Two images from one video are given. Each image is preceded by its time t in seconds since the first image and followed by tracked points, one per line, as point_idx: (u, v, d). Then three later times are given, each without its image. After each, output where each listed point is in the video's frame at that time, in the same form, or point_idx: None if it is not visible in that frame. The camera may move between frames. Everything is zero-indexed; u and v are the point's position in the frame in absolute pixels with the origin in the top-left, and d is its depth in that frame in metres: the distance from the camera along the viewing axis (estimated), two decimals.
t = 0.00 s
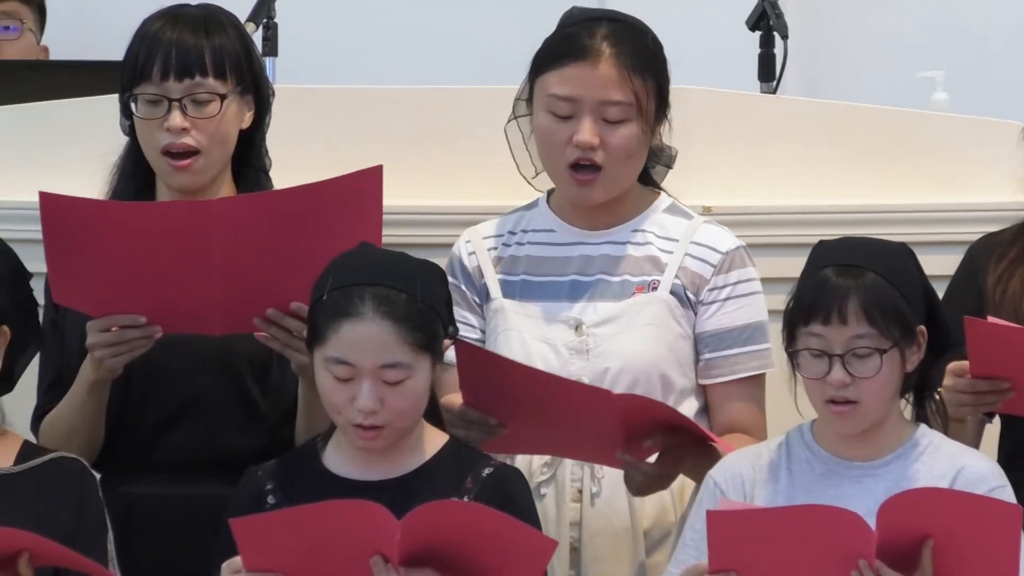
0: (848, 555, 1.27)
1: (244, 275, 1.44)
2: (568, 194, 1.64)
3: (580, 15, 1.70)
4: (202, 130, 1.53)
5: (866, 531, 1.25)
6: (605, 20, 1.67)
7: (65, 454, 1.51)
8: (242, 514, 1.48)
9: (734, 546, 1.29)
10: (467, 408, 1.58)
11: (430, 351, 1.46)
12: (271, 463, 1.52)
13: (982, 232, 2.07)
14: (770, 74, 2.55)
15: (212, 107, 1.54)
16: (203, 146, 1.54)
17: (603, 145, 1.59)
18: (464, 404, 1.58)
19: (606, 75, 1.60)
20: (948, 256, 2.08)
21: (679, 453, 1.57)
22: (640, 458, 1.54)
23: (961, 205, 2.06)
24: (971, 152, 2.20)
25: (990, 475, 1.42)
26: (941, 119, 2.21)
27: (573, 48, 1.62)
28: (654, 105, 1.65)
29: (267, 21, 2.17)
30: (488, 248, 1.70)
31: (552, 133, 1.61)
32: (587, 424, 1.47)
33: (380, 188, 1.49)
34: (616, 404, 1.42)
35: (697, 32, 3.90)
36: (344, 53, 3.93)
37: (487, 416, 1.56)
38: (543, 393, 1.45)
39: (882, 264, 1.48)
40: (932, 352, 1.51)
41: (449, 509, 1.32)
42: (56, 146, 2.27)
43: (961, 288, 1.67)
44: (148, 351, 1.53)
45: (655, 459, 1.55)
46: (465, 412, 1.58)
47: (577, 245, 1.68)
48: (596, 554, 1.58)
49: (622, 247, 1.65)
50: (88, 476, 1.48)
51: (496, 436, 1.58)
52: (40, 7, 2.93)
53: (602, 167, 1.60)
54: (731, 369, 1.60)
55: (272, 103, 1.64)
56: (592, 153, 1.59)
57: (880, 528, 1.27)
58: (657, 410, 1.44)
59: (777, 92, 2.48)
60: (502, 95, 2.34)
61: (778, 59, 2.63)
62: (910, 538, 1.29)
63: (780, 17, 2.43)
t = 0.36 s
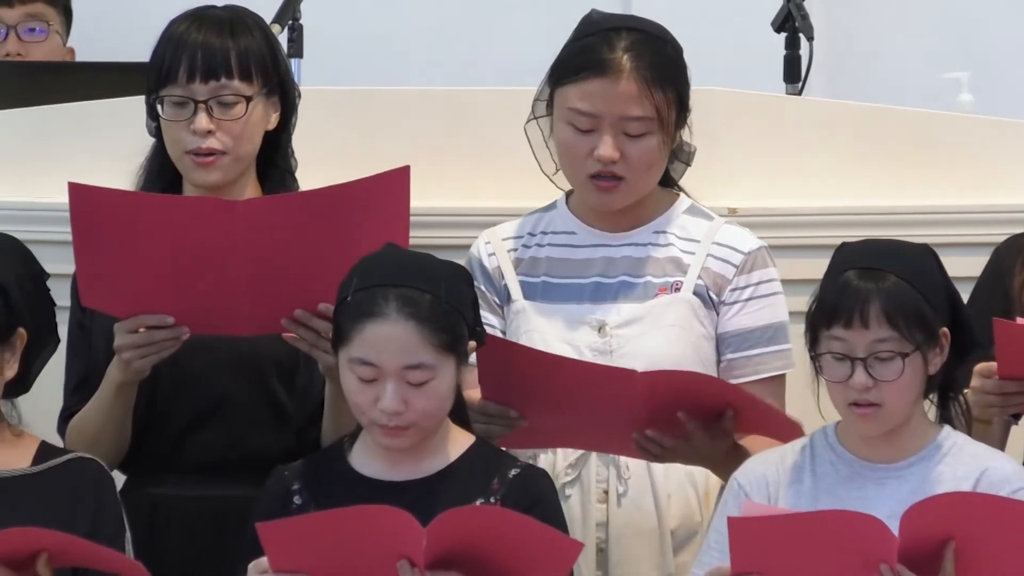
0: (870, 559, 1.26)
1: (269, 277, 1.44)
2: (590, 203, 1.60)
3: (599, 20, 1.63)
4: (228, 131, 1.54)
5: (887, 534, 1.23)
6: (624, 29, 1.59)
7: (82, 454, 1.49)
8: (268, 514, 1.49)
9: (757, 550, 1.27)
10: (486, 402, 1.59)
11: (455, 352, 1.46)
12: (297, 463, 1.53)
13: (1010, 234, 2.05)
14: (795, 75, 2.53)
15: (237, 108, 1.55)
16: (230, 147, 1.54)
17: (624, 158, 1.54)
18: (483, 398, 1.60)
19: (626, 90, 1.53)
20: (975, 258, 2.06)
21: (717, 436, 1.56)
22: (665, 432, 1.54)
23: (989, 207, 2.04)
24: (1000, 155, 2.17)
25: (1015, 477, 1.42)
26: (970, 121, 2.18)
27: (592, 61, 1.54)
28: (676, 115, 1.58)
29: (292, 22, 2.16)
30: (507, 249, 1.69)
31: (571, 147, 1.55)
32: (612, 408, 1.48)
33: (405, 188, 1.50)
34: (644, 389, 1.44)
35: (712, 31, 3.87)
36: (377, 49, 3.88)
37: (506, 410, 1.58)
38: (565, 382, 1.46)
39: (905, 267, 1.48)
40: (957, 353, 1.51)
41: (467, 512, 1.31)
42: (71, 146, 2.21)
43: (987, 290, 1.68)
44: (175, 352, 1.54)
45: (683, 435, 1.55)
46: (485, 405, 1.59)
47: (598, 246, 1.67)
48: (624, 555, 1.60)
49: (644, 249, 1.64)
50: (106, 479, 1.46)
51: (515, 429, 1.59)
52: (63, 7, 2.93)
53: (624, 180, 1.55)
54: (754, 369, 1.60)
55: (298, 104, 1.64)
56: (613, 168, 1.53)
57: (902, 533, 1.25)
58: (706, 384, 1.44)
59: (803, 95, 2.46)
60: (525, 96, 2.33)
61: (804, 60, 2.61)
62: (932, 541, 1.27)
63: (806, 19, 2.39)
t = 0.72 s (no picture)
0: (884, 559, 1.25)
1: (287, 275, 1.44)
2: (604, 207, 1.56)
3: (620, 21, 1.58)
4: (248, 134, 1.54)
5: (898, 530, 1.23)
6: (644, 31, 1.54)
7: (94, 449, 1.45)
8: (288, 512, 1.50)
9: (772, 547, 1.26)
10: (504, 395, 1.60)
11: (472, 348, 1.46)
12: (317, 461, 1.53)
13: None
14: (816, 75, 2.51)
15: (258, 111, 1.55)
16: (250, 151, 1.55)
17: (639, 162, 1.49)
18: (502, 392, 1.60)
19: (644, 94, 1.48)
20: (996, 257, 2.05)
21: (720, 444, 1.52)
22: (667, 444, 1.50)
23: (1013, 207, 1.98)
24: None
25: None
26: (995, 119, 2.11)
27: (610, 63, 1.50)
28: (693, 121, 1.53)
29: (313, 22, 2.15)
30: (522, 248, 1.62)
31: (586, 148, 1.51)
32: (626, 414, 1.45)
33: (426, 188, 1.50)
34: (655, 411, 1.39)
35: (734, 30, 3.70)
36: (385, 42, 3.74)
37: (522, 406, 1.58)
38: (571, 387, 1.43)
39: (924, 267, 1.48)
40: (977, 355, 1.51)
41: (486, 511, 1.30)
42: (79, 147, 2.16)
43: (1007, 289, 1.68)
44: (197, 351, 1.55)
45: (685, 445, 1.52)
46: (503, 399, 1.60)
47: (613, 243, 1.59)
48: (634, 552, 1.55)
49: (656, 245, 1.56)
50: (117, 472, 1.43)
51: (530, 425, 1.60)
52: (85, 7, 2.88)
53: (638, 184, 1.51)
54: (766, 366, 1.50)
55: (319, 104, 1.65)
56: (627, 171, 1.49)
57: (915, 530, 1.25)
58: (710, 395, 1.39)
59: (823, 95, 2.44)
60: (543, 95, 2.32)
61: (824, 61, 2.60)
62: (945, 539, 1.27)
63: (825, 19, 2.39)
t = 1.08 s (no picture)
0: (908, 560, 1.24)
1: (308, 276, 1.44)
2: (627, 208, 1.56)
3: (641, 22, 1.57)
4: (272, 135, 1.55)
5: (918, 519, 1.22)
6: (665, 32, 1.54)
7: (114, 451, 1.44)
8: (311, 512, 1.50)
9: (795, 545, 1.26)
10: (531, 395, 1.57)
11: (491, 348, 1.46)
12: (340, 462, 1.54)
13: None
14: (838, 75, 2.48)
15: (280, 112, 1.55)
16: (271, 151, 1.55)
17: (660, 163, 1.49)
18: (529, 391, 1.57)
19: (664, 95, 1.48)
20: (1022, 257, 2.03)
21: (728, 462, 1.48)
22: (673, 466, 1.47)
23: None
24: None
25: None
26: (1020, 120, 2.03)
27: (631, 65, 1.49)
28: (714, 122, 1.52)
29: (335, 22, 2.14)
30: (545, 248, 1.62)
31: (608, 150, 1.50)
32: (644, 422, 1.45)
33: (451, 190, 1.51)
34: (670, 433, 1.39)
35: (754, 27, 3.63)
36: (400, 41, 3.70)
37: (548, 408, 1.55)
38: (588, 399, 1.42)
39: (948, 268, 1.48)
40: (1002, 355, 1.51)
41: (506, 509, 1.30)
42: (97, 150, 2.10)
43: None
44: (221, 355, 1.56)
45: (692, 466, 1.48)
46: (530, 399, 1.58)
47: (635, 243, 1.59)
48: (654, 552, 1.52)
49: (678, 245, 1.56)
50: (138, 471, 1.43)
51: (555, 427, 1.56)
52: (106, 6, 2.89)
53: (660, 185, 1.50)
54: (786, 368, 1.49)
55: (343, 105, 1.65)
56: (648, 173, 1.48)
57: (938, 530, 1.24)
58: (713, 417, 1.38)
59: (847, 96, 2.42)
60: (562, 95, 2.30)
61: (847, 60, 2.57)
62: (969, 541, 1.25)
63: (848, 19, 2.34)
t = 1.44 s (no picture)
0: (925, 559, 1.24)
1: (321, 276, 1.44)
2: (644, 208, 1.55)
3: (654, 22, 1.56)
4: (289, 135, 1.54)
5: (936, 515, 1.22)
6: (679, 33, 1.52)
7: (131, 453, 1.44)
8: (326, 512, 1.50)
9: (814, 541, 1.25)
10: (546, 408, 1.56)
11: (503, 347, 1.46)
12: (356, 462, 1.54)
13: None
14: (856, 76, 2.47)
15: (298, 111, 1.55)
16: (290, 151, 1.55)
17: (676, 164, 1.48)
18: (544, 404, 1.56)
19: (678, 97, 1.46)
20: None
21: (749, 462, 1.48)
22: (694, 468, 1.47)
23: None
24: None
25: None
26: None
27: (645, 66, 1.48)
28: (730, 121, 1.51)
29: (351, 23, 2.12)
30: (561, 251, 1.61)
31: (623, 151, 1.49)
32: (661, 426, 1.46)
33: (470, 192, 1.50)
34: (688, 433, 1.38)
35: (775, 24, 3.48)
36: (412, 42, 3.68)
37: (567, 418, 1.54)
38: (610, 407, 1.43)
39: (968, 268, 1.48)
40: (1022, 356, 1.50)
41: (524, 509, 1.29)
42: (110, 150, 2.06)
43: None
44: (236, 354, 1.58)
45: (714, 467, 1.48)
46: (546, 411, 1.56)
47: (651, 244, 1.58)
48: (674, 554, 1.52)
49: (695, 246, 1.55)
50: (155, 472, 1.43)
51: (573, 438, 1.55)
52: (122, 7, 2.88)
53: (676, 186, 1.49)
54: (805, 368, 1.49)
55: (361, 105, 1.65)
56: (665, 174, 1.48)
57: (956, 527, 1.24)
58: (729, 417, 1.37)
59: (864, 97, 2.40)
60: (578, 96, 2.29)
61: (865, 61, 2.55)
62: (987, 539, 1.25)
63: (865, 19, 2.31)
